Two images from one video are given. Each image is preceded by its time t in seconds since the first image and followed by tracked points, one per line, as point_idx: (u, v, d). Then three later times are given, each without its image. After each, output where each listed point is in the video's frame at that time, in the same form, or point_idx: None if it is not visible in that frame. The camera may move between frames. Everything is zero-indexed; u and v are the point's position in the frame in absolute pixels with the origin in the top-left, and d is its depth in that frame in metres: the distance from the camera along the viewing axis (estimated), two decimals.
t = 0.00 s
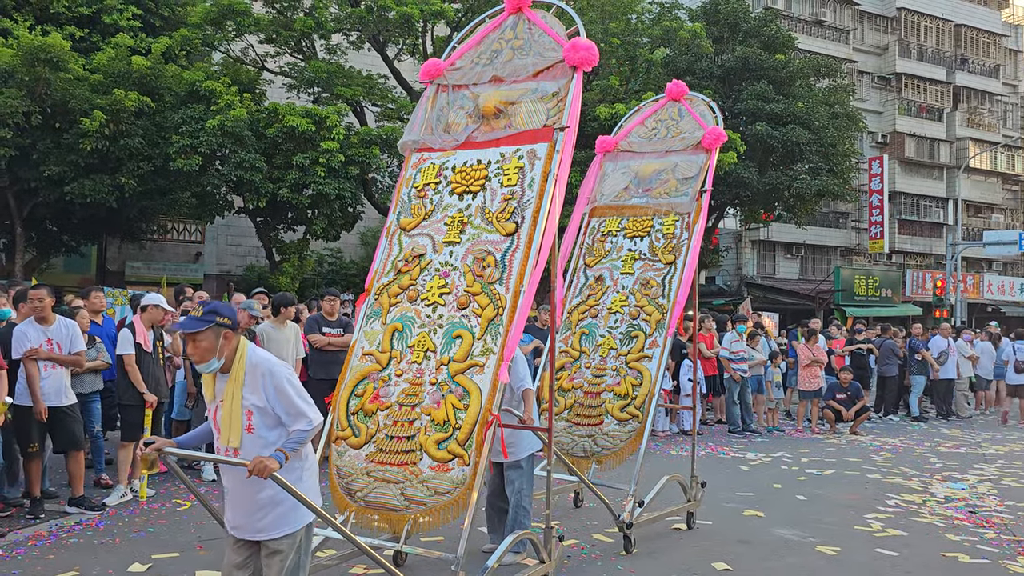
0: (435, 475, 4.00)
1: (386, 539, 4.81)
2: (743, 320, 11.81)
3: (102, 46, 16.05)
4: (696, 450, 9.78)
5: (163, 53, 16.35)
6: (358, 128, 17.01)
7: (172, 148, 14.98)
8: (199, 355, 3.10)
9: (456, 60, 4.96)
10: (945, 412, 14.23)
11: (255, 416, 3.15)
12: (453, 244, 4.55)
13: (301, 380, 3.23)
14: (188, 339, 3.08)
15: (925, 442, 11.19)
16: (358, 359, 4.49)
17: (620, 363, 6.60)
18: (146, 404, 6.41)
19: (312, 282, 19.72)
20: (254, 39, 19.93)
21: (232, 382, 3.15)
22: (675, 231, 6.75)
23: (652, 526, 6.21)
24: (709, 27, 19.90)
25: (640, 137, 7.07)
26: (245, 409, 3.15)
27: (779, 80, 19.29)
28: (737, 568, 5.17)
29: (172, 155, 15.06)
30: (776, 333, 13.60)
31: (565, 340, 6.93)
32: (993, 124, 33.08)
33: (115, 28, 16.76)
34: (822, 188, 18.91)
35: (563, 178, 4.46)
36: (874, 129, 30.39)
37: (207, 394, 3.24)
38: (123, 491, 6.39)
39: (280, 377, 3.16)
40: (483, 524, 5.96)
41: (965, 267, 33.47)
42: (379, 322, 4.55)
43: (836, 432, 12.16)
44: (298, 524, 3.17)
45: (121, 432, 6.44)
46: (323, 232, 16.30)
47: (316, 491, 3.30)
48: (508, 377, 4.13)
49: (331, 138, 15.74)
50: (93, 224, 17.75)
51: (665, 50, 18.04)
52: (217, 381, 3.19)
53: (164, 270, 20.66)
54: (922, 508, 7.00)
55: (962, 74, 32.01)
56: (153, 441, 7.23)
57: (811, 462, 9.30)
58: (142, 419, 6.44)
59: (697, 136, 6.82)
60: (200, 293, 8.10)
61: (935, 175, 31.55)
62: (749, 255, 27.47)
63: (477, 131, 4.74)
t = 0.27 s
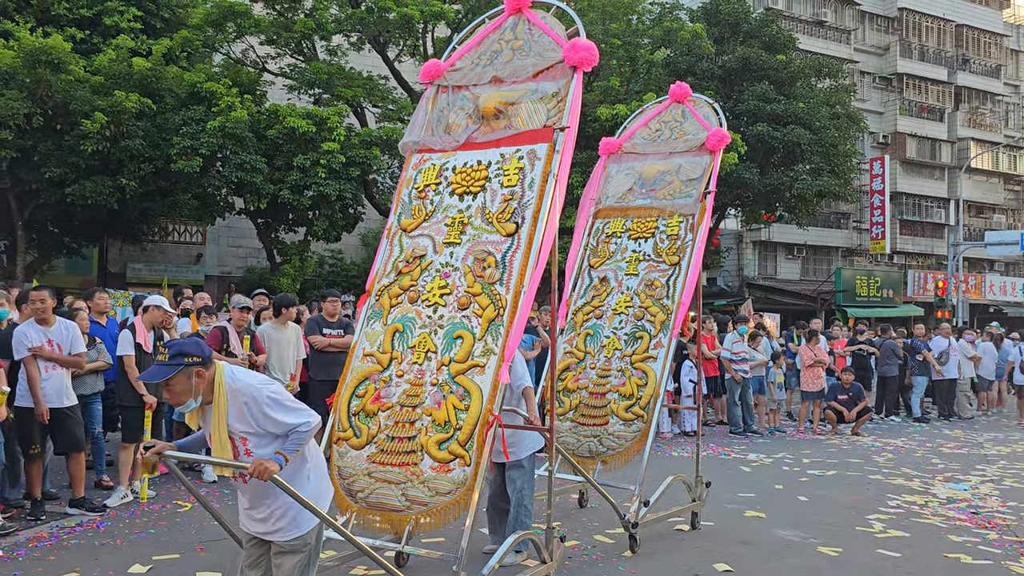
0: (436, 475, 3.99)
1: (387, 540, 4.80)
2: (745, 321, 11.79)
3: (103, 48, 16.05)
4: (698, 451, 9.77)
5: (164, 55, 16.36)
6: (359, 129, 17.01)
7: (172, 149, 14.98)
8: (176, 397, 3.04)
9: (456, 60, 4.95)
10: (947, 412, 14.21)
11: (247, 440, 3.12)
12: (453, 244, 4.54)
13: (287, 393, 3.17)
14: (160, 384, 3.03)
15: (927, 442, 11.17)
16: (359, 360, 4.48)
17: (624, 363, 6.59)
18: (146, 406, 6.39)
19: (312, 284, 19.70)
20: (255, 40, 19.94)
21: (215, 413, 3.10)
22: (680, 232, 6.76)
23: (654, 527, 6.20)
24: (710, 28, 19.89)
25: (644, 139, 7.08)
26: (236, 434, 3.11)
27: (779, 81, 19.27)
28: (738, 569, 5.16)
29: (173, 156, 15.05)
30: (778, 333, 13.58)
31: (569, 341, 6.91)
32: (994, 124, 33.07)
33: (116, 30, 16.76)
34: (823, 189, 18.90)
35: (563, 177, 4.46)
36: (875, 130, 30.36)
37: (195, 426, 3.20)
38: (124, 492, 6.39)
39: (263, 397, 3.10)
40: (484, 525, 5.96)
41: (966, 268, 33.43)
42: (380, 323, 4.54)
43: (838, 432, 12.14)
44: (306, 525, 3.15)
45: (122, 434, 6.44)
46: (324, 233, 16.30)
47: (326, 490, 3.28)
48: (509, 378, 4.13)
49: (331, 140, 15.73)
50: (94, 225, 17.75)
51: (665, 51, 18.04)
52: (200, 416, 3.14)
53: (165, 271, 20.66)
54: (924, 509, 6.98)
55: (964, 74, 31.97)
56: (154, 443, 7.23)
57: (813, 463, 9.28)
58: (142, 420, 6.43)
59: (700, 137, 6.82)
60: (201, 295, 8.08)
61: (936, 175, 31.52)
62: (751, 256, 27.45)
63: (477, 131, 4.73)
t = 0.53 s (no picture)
0: (435, 475, 3.98)
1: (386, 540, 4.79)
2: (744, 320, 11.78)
3: (102, 48, 16.04)
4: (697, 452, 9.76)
5: (163, 55, 16.38)
6: (358, 129, 17.01)
7: (172, 150, 14.99)
8: (197, 342, 3.13)
9: (455, 60, 4.95)
10: (947, 412, 14.20)
11: (246, 415, 3.13)
12: (451, 244, 4.54)
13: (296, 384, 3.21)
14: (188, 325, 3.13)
15: (927, 442, 11.16)
16: (357, 359, 4.47)
17: (625, 363, 6.58)
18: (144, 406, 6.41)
19: (312, 284, 19.71)
20: (254, 40, 19.93)
21: (227, 376, 3.15)
22: (682, 232, 6.75)
23: (654, 527, 6.19)
24: (709, 28, 19.88)
25: (646, 140, 7.09)
26: (237, 405, 3.13)
27: (779, 80, 19.26)
28: (738, 569, 5.15)
29: (173, 156, 15.05)
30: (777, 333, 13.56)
31: (572, 341, 6.89)
32: (993, 124, 33.06)
33: (115, 30, 16.74)
34: (822, 189, 18.90)
35: (563, 178, 4.45)
36: (874, 129, 30.36)
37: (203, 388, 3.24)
38: (122, 493, 6.38)
39: (274, 375, 3.14)
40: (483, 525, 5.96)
41: (966, 268, 33.45)
42: (378, 323, 4.54)
43: (838, 432, 12.13)
44: (289, 524, 3.14)
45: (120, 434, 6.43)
46: (323, 233, 16.31)
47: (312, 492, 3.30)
48: (507, 378, 4.12)
49: (330, 140, 15.71)
50: (93, 225, 17.73)
51: (664, 50, 18.05)
52: (214, 374, 3.19)
53: (164, 272, 20.66)
54: (924, 509, 6.97)
55: (963, 73, 31.97)
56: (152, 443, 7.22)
57: (813, 463, 9.27)
58: (140, 420, 6.45)
59: (703, 138, 6.83)
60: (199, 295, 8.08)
61: (935, 175, 31.53)
62: (750, 256, 27.44)
63: (476, 131, 4.72)
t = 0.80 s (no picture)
0: (431, 478, 3.97)
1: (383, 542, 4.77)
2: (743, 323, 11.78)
3: (101, 51, 16.05)
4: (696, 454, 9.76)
5: (162, 58, 16.41)
6: (357, 132, 17.00)
7: (170, 153, 14.99)
8: (205, 328, 3.15)
9: (453, 62, 4.96)
10: (947, 414, 14.19)
11: (242, 405, 3.13)
12: (449, 246, 4.53)
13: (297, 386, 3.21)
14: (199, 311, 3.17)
15: (926, 444, 11.16)
16: (354, 362, 4.47)
17: (625, 365, 6.58)
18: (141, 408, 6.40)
19: (311, 287, 19.69)
20: (253, 43, 19.94)
21: (230, 365, 3.17)
22: (682, 235, 6.73)
23: (653, 529, 6.19)
24: (707, 30, 19.89)
25: (647, 142, 7.10)
26: (234, 395, 3.13)
27: (777, 83, 19.27)
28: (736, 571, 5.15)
29: (171, 159, 15.05)
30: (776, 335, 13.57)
31: (573, 343, 6.90)
32: (992, 126, 33.10)
33: (114, 33, 16.75)
34: (821, 191, 18.90)
35: (560, 179, 4.45)
36: (873, 132, 30.37)
37: (203, 376, 3.25)
38: (120, 496, 6.37)
39: (275, 369, 3.15)
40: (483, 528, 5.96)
41: (965, 270, 33.47)
42: (375, 325, 4.53)
43: (837, 434, 12.12)
44: (275, 524, 3.13)
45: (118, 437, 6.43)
46: (321, 236, 16.31)
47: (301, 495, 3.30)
48: (504, 380, 4.11)
49: (329, 142, 15.71)
50: (91, 228, 17.72)
51: (662, 53, 18.07)
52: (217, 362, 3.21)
53: (163, 274, 20.65)
54: (923, 511, 6.97)
55: (961, 76, 32.02)
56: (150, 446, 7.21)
57: (811, 465, 9.27)
58: (138, 423, 6.44)
59: (703, 140, 6.83)
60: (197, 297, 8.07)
61: (934, 177, 31.56)
62: (749, 258, 27.44)
63: (474, 132, 4.72)
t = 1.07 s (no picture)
0: (426, 485, 3.96)
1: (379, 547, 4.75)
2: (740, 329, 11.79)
3: (98, 57, 16.06)
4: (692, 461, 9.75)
5: (159, 65, 16.44)
6: (354, 138, 17.02)
7: (167, 159, 14.99)
8: (172, 361, 3.11)
9: (449, 69, 4.97)
10: (944, 421, 14.20)
11: (227, 425, 3.12)
12: (444, 252, 4.53)
13: (276, 391, 3.18)
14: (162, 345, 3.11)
15: (922, 451, 11.16)
16: (348, 368, 4.46)
17: (624, 371, 6.57)
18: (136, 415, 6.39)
19: (307, 293, 19.68)
20: (250, 49, 19.97)
21: (204, 389, 3.13)
22: (679, 242, 6.74)
23: (649, 535, 6.18)
24: (704, 37, 19.94)
25: (645, 150, 7.13)
26: (217, 417, 3.12)
27: (773, 90, 19.32)
28: None
29: (168, 166, 15.05)
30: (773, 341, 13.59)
31: (571, 349, 6.89)
32: (988, 133, 33.18)
33: (111, 39, 16.76)
34: (817, 198, 18.95)
35: (554, 186, 4.45)
36: (869, 139, 30.45)
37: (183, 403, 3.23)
38: (115, 502, 6.35)
39: (250, 385, 3.12)
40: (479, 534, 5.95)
41: (961, 276, 33.54)
42: (370, 332, 4.53)
43: (833, 441, 12.13)
44: (277, 532, 3.13)
45: (112, 444, 6.41)
46: (318, 242, 16.31)
47: (297, 499, 3.29)
48: (499, 387, 4.10)
49: (326, 149, 15.73)
50: (87, 235, 17.69)
51: (659, 60, 18.13)
52: (191, 388, 3.18)
53: (159, 280, 20.64)
54: (919, 518, 6.96)
55: (956, 83, 32.14)
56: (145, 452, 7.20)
57: (807, 472, 9.27)
58: (132, 429, 6.44)
59: (699, 148, 6.85)
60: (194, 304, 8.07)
61: (930, 184, 31.66)
62: (746, 265, 27.47)
63: (469, 138, 4.72)
